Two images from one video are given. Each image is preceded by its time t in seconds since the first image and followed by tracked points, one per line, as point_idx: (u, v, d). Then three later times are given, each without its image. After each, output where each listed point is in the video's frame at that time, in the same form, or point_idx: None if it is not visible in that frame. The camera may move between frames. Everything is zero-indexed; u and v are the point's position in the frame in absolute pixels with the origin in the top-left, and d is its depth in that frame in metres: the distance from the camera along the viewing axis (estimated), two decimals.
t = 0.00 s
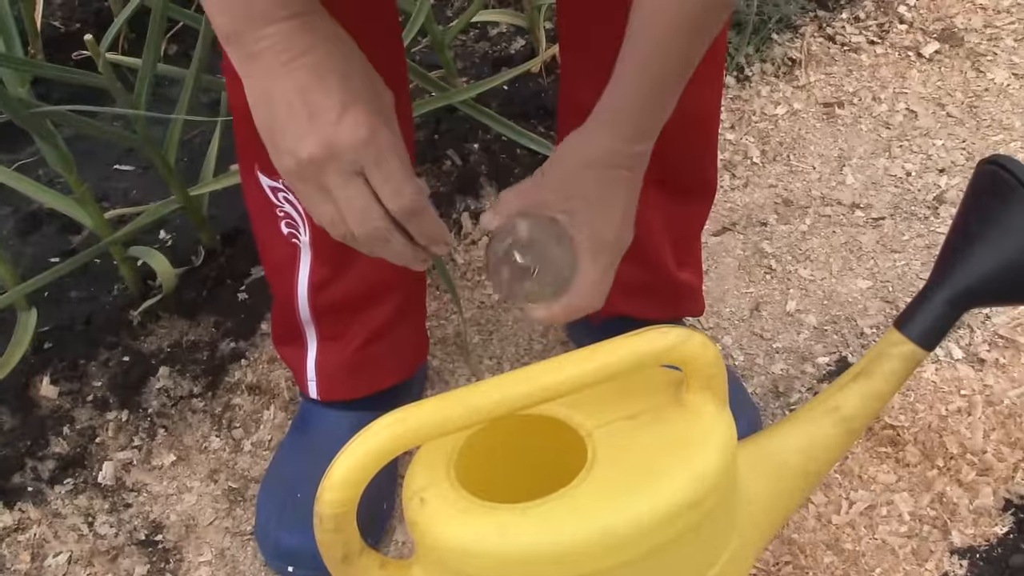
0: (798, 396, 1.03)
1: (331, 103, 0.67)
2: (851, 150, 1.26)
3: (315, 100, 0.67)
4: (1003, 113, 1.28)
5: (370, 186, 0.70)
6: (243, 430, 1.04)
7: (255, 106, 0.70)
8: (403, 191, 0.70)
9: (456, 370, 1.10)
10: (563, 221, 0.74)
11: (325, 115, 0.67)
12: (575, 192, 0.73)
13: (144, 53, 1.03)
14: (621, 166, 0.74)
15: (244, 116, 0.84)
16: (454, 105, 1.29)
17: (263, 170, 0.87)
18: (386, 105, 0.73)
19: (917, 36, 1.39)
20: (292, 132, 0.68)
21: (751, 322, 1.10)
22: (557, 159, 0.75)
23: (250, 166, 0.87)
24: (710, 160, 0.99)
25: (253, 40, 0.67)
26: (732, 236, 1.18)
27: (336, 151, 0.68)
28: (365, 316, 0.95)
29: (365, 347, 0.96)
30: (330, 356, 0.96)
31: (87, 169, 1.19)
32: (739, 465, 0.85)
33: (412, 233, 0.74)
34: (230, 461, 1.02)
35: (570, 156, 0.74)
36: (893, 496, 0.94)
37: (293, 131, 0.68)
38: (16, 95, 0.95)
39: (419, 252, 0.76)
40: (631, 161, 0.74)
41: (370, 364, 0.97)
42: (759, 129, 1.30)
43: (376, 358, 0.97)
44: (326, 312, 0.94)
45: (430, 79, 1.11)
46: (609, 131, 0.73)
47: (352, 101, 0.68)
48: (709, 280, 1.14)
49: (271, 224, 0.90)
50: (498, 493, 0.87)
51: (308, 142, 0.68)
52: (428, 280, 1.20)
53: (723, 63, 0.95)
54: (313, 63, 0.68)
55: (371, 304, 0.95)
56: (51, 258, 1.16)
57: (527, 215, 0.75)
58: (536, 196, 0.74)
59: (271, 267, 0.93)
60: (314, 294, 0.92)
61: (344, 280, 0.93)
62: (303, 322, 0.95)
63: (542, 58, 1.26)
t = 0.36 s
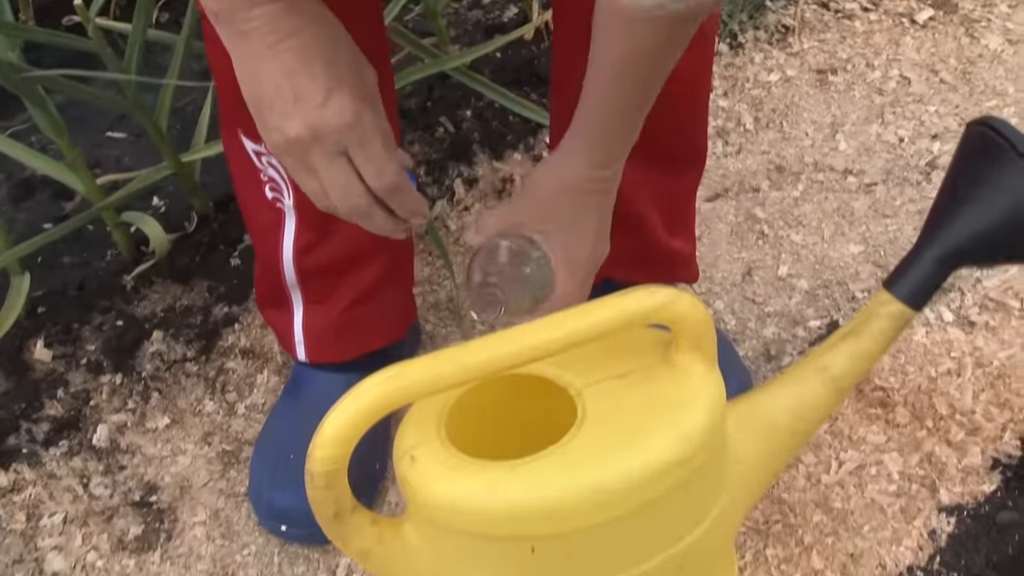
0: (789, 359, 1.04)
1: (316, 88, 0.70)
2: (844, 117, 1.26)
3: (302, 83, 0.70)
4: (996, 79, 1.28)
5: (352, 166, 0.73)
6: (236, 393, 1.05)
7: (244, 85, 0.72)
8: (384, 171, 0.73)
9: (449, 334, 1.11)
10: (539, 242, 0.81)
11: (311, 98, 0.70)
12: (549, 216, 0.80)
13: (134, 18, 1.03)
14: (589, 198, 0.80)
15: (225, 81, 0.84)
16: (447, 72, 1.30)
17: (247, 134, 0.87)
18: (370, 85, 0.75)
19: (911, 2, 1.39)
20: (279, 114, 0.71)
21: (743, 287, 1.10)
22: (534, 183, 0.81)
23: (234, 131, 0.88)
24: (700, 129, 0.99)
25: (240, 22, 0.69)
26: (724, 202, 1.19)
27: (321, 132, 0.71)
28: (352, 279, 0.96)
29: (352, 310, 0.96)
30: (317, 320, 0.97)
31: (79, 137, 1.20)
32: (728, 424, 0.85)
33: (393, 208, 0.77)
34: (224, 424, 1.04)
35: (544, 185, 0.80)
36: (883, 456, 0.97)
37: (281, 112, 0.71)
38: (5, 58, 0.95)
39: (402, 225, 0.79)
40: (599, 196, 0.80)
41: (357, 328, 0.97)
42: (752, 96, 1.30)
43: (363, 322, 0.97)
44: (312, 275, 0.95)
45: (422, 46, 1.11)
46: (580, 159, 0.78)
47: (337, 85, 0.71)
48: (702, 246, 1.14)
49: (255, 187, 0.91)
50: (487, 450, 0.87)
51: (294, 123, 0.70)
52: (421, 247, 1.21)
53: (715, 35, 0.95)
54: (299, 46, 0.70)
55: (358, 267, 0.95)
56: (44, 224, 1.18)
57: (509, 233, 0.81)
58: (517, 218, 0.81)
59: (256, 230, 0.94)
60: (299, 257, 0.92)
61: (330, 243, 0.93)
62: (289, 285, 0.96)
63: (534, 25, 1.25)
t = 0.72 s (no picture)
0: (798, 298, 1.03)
1: (339, 27, 0.65)
2: (855, 56, 1.25)
3: (325, 21, 0.66)
4: (1010, 16, 1.26)
5: (376, 108, 0.68)
6: (245, 333, 1.07)
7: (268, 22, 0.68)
8: (408, 115, 0.68)
9: (457, 275, 1.11)
10: (589, 106, 0.76)
11: (334, 38, 0.65)
12: (601, 76, 0.75)
13: None
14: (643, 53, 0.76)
15: (234, 15, 0.83)
16: (454, 13, 1.32)
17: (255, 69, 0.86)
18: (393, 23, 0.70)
19: None
20: (302, 53, 0.67)
21: (752, 227, 1.10)
22: (578, 52, 0.76)
23: (242, 66, 0.87)
24: (709, 66, 0.96)
25: None
26: (733, 141, 1.19)
27: (345, 74, 0.66)
28: (362, 217, 0.96)
29: (362, 249, 0.97)
30: (327, 259, 0.97)
31: (85, 78, 1.20)
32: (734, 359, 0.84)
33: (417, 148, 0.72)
34: (233, 364, 1.05)
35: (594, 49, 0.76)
36: (890, 394, 0.97)
37: (304, 51, 0.66)
38: None
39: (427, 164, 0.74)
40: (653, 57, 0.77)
41: (367, 267, 0.98)
42: (762, 35, 1.29)
43: (373, 261, 0.98)
44: (321, 214, 0.95)
45: None
46: (634, 16, 0.75)
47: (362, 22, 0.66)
48: (710, 186, 1.15)
49: (265, 124, 0.90)
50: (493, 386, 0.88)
51: (317, 65, 0.66)
52: (429, 189, 1.21)
53: None
54: None
55: (368, 205, 0.96)
56: (52, 166, 1.19)
57: (556, 96, 0.76)
58: (564, 80, 0.75)
59: (264, 167, 0.94)
60: (309, 195, 0.92)
61: (339, 182, 0.93)
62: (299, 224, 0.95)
63: None
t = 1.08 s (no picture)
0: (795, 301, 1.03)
1: (344, 15, 0.64)
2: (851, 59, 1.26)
3: (330, 9, 0.64)
4: (1006, 19, 1.26)
5: (380, 98, 0.68)
6: (243, 340, 1.07)
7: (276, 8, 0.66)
8: (412, 106, 0.68)
9: (455, 280, 1.11)
10: (761, 68, 0.50)
11: (339, 26, 0.64)
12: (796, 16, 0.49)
13: None
14: None
15: (238, 27, 0.83)
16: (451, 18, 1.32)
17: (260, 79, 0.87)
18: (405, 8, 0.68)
19: None
20: (307, 41, 0.65)
21: (749, 231, 1.10)
22: None
23: (247, 75, 0.87)
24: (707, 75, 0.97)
25: None
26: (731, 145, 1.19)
27: (349, 63, 0.65)
28: (367, 226, 0.97)
29: (365, 258, 0.97)
30: (330, 267, 0.98)
31: (84, 85, 1.20)
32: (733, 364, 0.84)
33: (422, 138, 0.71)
34: (231, 370, 1.05)
35: None
36: (888, 397, 0.97)
37: (309, 40, 0.65)
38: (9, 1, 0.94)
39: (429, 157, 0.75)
40: None
41: (370, 275, 0.98)
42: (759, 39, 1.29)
43: (377, 269, 0.98)
44: (325, 223, 0.96)
45: None
46: None
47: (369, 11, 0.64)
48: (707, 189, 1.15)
49: (269, 133, 0.91)
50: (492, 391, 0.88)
51: (323, 54, 0.65)
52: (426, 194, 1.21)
53: None
54: None
55: (372, 214, 0.97)
56: (50, 172, 1.19)
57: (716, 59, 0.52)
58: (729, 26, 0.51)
59: (269, 176, 0.94)
60: (314, 204, 0.93)
61: (343, 192, 0.94)
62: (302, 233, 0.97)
63: None
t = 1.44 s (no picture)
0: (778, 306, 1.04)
1: (306, 17, 0.68)
2: (832, 65, 1.27)
3: (293, 11, 0.68)
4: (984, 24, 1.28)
5: (340, 102, 0.70)
6: (227, 351, 1.07)
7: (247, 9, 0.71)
8: (369, 111, 0.70)
9: (439, 289, 1.11)
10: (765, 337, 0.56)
11: (301, 28, 0.68)
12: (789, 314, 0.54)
13: None
14: (913, 190, 0.51)
15: (231, 29, 0.83)
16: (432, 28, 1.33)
17: (251, 82, 0.86)
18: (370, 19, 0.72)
19: None
20: (271, 41, 0.69)
21: (732, 237, 1.11)
22: (805, 255, 0.55)
23: (237, 78, 0.87)
24: (693, 91, 0.98)
25: None
26: (713, 152, 1.20)
27: (309, 65, 0.69)
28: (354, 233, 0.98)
29: (351, 264, 0.98)
30: (317, 273, 0.99)
31: (65, 97, 1.20)
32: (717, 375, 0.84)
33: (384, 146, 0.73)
34: (215, 381, 1.05)
35: (846, 199, 0.52)
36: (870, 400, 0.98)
37: (273, 39, 0.69)
38: None
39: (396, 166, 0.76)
40: (932, 189, 0.52)
41: (354, 281, 1.00)
42: (740, 46, 1.30)
43: (361, 276, 1.00)
44: (312, 229, 0.96)
45: None
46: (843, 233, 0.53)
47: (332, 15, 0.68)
48: (690, 196, 1.15)
49: (259, 136, 0.90)
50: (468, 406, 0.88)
51: (285, 52, 0.69)
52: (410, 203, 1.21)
53: None
54: None
55: (360, 220, 0.98)
56: (31, 185, 1.19)
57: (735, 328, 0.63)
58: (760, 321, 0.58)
59: (257, 179, 0.94)
60: (302, 208, 0.93)
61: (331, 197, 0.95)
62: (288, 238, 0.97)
63: None
